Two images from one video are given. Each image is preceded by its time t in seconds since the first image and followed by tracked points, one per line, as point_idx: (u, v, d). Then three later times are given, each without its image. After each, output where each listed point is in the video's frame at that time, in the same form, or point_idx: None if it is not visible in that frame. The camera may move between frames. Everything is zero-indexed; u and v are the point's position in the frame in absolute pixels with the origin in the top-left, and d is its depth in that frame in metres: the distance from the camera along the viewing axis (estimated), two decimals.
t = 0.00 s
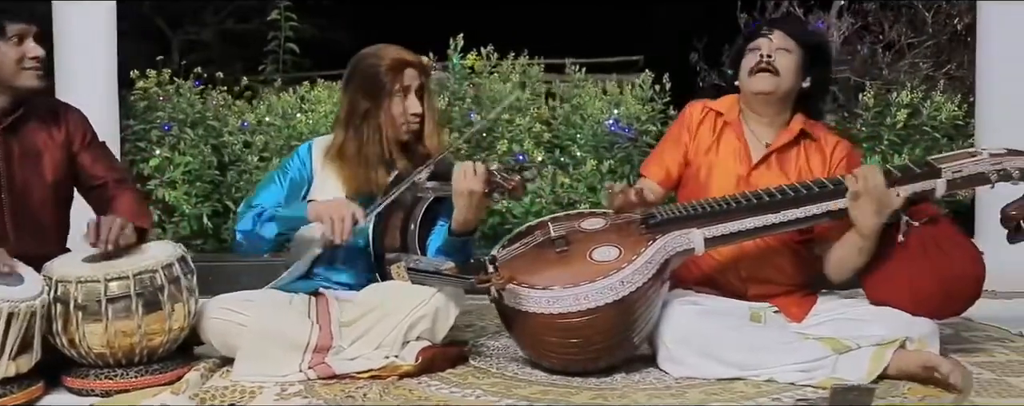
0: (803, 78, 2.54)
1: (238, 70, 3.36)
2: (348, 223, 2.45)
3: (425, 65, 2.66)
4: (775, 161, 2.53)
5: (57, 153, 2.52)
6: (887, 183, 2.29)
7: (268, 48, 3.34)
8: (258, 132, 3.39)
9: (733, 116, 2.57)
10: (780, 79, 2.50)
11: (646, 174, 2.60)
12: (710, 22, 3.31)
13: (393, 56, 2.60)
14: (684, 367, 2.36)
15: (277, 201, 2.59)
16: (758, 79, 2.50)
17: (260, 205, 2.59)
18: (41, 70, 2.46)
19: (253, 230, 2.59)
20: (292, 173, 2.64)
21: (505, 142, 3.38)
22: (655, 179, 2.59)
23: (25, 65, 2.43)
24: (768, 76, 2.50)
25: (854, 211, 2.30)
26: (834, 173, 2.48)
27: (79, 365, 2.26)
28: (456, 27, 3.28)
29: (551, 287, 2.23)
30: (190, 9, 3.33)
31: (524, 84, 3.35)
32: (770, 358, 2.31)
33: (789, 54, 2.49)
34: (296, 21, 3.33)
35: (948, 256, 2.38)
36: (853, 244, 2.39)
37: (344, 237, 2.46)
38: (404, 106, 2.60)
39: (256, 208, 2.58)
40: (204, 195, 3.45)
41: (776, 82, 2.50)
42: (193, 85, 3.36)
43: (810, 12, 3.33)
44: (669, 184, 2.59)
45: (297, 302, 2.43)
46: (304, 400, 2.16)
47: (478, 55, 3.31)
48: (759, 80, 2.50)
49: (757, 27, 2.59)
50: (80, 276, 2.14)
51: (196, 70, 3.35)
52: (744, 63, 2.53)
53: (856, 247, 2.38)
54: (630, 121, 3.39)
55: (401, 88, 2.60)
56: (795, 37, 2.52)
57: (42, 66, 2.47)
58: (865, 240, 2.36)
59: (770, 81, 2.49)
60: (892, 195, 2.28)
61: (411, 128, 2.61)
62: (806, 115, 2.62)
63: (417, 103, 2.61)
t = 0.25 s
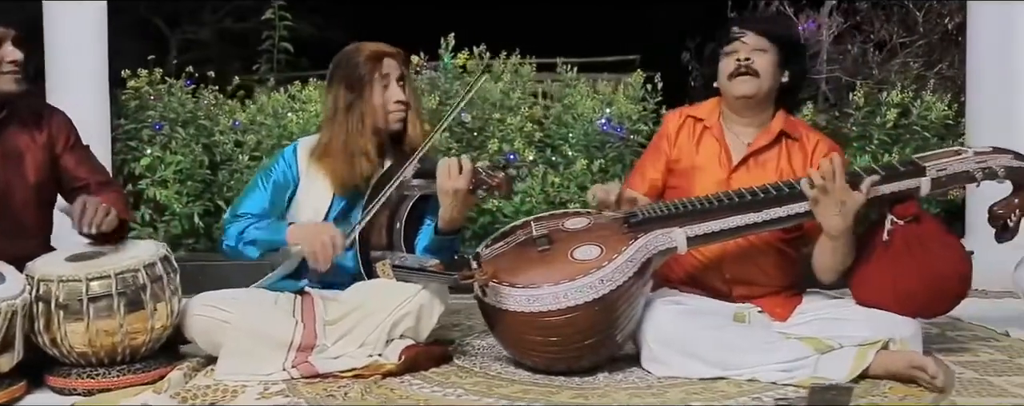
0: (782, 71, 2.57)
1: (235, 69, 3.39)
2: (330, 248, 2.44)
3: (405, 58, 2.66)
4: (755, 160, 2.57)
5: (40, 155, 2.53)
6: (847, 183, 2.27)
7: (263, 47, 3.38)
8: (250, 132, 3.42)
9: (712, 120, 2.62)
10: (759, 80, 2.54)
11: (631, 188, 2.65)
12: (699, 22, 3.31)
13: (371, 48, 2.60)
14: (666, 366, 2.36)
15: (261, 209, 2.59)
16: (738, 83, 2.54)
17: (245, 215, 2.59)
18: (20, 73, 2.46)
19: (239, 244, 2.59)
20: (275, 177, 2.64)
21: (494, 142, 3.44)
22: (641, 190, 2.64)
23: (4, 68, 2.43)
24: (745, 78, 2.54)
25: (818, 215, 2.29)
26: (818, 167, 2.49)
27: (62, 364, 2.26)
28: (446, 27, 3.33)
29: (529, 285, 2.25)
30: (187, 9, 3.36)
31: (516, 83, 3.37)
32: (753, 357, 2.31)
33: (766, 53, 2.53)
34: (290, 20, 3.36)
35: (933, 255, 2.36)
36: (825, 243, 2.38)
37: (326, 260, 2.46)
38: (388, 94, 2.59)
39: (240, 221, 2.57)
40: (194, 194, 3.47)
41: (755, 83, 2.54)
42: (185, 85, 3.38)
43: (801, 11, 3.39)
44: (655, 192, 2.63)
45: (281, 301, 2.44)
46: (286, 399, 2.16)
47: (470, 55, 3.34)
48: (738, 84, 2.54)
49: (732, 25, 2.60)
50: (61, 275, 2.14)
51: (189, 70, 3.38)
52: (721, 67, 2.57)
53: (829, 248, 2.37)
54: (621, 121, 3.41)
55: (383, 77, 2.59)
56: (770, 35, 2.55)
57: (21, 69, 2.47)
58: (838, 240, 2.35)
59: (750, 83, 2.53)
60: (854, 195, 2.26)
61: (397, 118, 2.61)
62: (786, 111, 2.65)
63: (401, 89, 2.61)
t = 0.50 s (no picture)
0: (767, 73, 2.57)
1: (234, 69, 3.46)
2: (342, 206, 2.46)
3: (381, 57, 2.67)
4: (741, 162, 2.58)
5: (25, 152, 2.53)
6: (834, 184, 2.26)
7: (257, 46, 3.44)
8: (242, 131, 3.49)
9: (698, 121, 2.62)
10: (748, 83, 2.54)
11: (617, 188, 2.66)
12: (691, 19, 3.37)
13: (346, 50, 2.63)
14: (650, 366, 2.36)
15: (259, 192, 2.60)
16: (728, 87, 2.54)
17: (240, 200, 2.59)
18: None
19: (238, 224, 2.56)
20: (270, 168, 2.65)
21: (483, 141, 3.50)
22: (626, 189, 2.65)
23: None
24: (733, 80, 2.54)
25: (804, 215, 2.29)
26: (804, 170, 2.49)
27: (46, 363, 2.27)
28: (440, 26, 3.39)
29: (513, 285, 2.25)
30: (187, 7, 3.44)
31: (507, 82, 3.45)
32: (736, 357, 2.31)
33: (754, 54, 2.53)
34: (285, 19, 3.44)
35: (915, 256, 2.38)
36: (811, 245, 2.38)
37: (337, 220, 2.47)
38: (358, 96, 2.61)
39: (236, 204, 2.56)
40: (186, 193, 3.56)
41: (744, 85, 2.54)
42: (175, 84, 3.46)
43: (792, 10, 3.46)
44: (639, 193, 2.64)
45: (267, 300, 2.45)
46: (268, 398, 2.17)
47: (462, 54, 3.41)
48: (728, 87, 2.54)
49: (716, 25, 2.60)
50: (44, 274, 2.14)
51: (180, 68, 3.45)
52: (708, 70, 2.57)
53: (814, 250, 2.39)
54: (614, 120, 3.48)
55: (350, 79, 2.62)
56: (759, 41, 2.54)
57: None
58: (824, 241, 2.35)
59: (741, 86, 2.53)
60: (839, 196, 2.26)
61: (369, 120, 2.62)
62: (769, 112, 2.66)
63: (373, 91, 2.62)
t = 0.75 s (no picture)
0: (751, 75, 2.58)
1: (230, 69, 4.25)
2: (298, 258, 2.44)
3: (366, 63, 2.69)
4: (723, 162, 2.59)
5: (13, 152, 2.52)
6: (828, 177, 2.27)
7: (252, 47, 4.20)
8: (233, 131, 4.22)
9: (679, 124, 2.64)
10: (739, 88, 2.55)
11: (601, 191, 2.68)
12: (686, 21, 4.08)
13: (328, 59, 2.63)
14: (632, 365, 2.36)
15: (239, 206, 2.64)
16: (719, 88, 2.54)
17: (222, 211, 2.63)
18: None
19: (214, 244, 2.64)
20: (253, 172, 2.68)
21: (476, 140, 4.22)
22: (610, 192, 2.66)
23: None
24: (727, 82, 2.54)
25: (799, 207, 2.29)
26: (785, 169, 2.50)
27: (27, 362, 2.29)
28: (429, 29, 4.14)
29: (495, 284, 2.25)
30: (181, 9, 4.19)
31: (500, 82, 4.19)
32: (717, 357, 2.31)
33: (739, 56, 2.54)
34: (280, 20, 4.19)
35: (895, 255, 2.39)
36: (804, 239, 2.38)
37: (294, 272, 2.45)
38: (339, 107, 2.63)
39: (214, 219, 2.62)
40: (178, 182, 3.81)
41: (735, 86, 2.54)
42: (168, 83, 4.21)
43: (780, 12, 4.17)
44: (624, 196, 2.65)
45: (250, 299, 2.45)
46: (249, 397, 2.17)
47: (451, 55, 4.17)
48: (720, 89, 2.54)
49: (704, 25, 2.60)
50: (24, 273, 2.14)
51: (172, 70, 4.22)
52: (699, 73, 2.57)
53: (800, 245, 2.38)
54: (603, 121, 4.21)
55: (331, 90, 2.63)
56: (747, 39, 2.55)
57: None
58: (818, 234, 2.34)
59: (734, 90, 2.54)
60: (836, 189, 2.26)
61: (352, 130, 2.65)
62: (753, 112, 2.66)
63: (355, 101, 2.64)
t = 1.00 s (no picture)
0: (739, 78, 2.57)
1: (228, 67, 4.27)
2: (280, 261, 2.45)
3: (355, 61, 2.67)
4: (708, 164, 2.58)
5: None
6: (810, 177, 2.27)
7: (246, 46, 4.24)
8: (223, 130, 4.23)
9: (665, 124, 2.62)
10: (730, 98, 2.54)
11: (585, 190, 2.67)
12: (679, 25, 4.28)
13: (319, 56, 2.63)
14: (613, 365, 2.37)
15: (222, 204, 2.63)
16: (711, 97, 2.53)
17: (206, 210, 2.62)
18: None
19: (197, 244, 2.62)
20: (236, 169, 2.66)
21: (466, 140, 4.27)
22: (595, 191, 2.65)
23: None
24: (721, 93, 2.53)
25: (781, 207, 2.29)
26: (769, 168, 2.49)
27: (10, 362, 2.30)
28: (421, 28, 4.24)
29: (475, 284, 2.25)
30: (181, 9, 4.22)
31: (490, 81, 4.26)
32: (698, 357, 2.31)
33: (727, 59, 2.53)
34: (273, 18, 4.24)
35: (878, 256, 2.38)
36: (785, 239, 2.37)
37: (275, 275, 2.47)
38: (327, 103, 2.61)
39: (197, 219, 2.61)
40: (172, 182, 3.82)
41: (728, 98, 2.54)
42: (158, 82, 4.22)
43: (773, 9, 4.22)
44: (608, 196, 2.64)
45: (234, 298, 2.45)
46: (228, 397, 2.17)
47: (443, 53, 4.24)
48: (712, 99, 2.53)
49: (694, 26, 2.59)
50: (4, 273, 2.15)
51: (162, 68, 4.22)
52: (691, 83, 2.55)
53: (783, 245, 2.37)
54: (594, 121, 4.27)
55: (320, 86, 2.62)
56: (738, 43, 2.55)
57: None
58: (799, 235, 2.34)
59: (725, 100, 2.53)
60: (817, 190, 2.27)
61: (338, 128, 2.63)
62: (741, 116, 2.64)
63: (344, 99, 2.63)
